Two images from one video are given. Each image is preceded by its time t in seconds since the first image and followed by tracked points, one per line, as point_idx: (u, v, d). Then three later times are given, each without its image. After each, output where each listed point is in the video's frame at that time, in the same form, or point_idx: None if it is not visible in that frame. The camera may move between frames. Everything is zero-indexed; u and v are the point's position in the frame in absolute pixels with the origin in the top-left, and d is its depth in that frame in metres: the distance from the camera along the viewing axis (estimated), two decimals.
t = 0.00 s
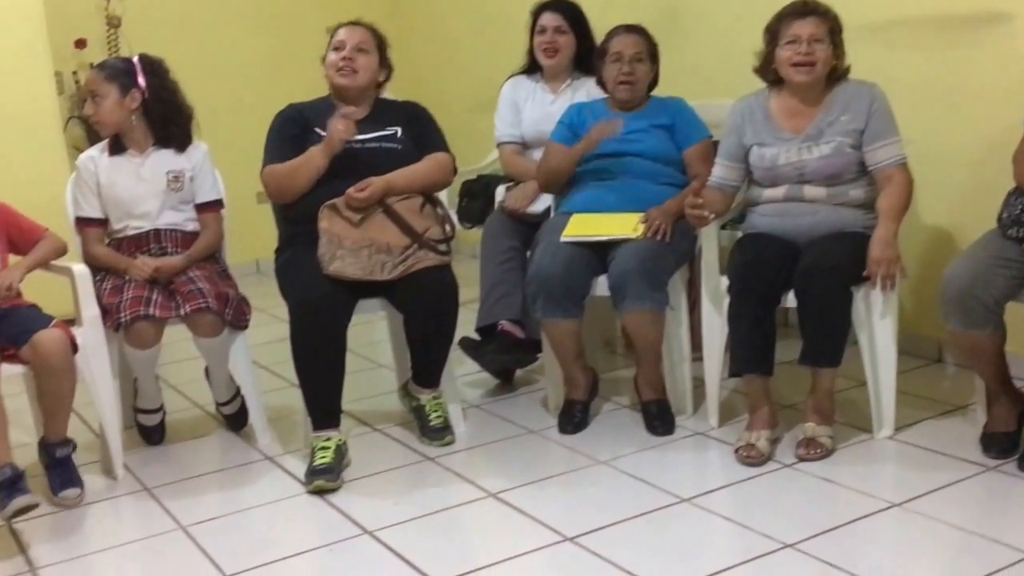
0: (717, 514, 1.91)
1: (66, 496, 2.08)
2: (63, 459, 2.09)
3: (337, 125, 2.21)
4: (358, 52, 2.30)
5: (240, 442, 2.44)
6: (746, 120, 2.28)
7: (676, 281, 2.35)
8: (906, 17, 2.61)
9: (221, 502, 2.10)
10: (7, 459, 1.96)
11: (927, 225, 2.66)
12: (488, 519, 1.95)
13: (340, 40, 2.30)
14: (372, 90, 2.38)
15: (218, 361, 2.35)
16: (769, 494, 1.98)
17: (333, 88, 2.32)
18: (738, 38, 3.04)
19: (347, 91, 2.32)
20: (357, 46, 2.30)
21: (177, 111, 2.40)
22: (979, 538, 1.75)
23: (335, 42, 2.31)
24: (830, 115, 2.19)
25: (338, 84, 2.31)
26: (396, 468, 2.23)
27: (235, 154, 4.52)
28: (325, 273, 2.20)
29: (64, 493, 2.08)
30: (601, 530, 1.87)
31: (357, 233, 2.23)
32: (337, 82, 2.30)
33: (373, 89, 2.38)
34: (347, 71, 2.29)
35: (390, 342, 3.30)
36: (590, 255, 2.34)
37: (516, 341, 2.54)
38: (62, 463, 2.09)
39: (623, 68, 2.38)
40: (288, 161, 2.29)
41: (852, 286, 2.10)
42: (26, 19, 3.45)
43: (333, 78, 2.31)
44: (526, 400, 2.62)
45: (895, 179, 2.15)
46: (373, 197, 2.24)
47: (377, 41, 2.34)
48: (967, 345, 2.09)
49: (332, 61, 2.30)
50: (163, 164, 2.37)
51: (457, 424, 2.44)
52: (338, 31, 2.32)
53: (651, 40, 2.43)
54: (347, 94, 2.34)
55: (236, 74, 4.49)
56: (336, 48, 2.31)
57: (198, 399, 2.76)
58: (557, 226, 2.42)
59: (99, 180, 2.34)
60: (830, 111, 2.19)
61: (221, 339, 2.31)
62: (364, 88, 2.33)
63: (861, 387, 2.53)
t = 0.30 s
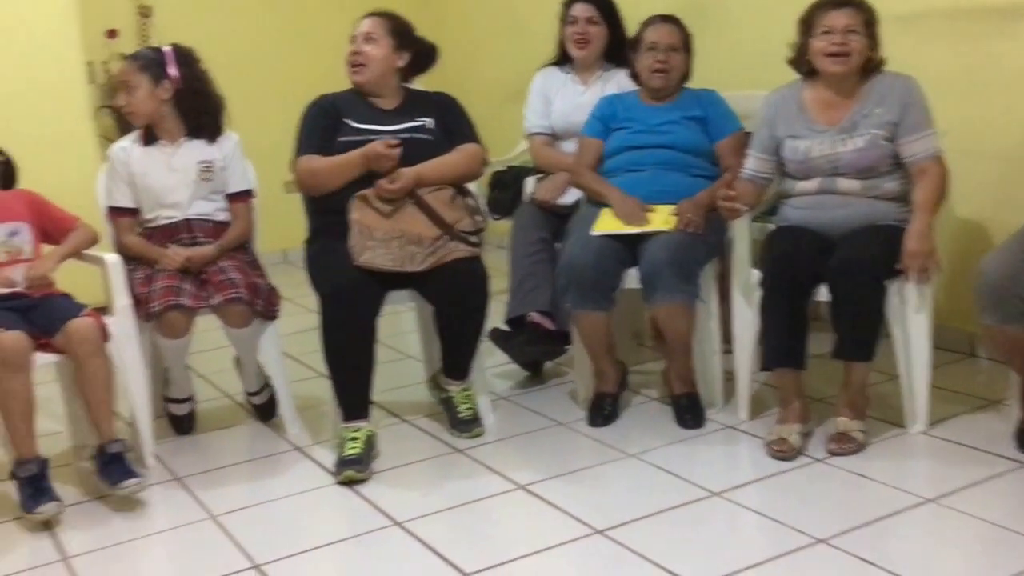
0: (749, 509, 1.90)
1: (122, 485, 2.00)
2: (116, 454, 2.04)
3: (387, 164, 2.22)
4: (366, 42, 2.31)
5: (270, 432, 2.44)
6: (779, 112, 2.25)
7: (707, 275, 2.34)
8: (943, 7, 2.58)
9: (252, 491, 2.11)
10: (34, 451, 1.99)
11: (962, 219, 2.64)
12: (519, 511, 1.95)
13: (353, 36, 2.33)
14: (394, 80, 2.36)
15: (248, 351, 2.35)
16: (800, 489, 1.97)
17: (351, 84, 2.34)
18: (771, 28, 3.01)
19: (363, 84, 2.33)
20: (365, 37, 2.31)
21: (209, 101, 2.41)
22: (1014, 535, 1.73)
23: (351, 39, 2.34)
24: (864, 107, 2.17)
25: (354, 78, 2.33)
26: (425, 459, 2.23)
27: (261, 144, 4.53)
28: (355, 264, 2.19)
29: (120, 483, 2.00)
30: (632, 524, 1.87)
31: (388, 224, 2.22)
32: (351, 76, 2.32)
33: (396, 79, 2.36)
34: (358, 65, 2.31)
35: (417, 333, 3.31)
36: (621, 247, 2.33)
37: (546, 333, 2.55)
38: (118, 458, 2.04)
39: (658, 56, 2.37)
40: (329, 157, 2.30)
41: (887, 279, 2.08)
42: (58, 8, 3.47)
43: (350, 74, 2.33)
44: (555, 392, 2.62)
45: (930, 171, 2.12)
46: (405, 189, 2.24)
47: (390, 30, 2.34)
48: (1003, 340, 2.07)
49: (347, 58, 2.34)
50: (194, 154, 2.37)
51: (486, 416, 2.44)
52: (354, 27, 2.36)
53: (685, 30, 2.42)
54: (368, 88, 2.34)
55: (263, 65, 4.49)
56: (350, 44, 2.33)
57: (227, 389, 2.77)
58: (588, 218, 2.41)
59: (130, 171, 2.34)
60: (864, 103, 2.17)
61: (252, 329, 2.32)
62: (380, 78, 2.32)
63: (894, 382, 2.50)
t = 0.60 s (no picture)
0: (775, 508, 1.88)
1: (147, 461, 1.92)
2: (148, 424, 1.94)
3: (395, 104, 2.18)
4: (384, 38, 2.31)
5: (296, 426, 2.45)
6: (809, 109, 2.23)
7: (734, 272, 2.32)
8: (978, 4, 2.55)
9: (277, 484, 2.11)
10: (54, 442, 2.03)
11: (994, 218, 2.60)
12: (544, 507, 1.94)
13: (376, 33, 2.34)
14: (417, 74, 2.34)
15: (274, 345, 2.36)
16: (827, 489, 1.95)
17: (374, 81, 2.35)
18: (803, 25, 2.99)
19: (384, 80, 2.34)
20: (383, 33, 2.31)
21: (237, 95, 2.42)
22: None
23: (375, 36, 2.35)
24: (895, 104, 2.14)
25: (375, 74, 2.34)
26: (450, 455, 2.23)
27: (287, 140, 4.55)
28: (382, 259, 2.20)
29: (142, 453, 1.90)
30: (656, 521, 1.86)
31: (414, 219, 2.23)
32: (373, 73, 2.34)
33: (418, 74, 2.34)
34: (377, 61, 2.32)
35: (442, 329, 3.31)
36: (647, 244, 2.32)
37: (573, 331, 2.54)
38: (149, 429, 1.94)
39: (686, 52, 2.36)
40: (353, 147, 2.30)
41: (917, 278, 2.06)
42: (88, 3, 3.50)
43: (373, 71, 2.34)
44: (580, 389, 2.61)
45: (961, 170, 2.10)
46: (431, 183, 2.23)
47: (409, 24, 2.32)
48: None
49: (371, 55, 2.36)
50: (221, 148, 2.38)
51: (511, 412, 2.43)
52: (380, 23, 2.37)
53: (714, 26, 2.40)
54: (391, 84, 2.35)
55: (289, 61, 4.51)
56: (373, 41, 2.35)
57: (253, 383, 2.78)
58: (614, 215, 2.41)
59: (159, 164, 2.35)
60: (895, 100, 2.15)
61: (278, 322, 2.33)
62: (400, 73, 2.32)
63: (924, 382, 2.48)
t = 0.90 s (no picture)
0: (797, 515, 1.87)
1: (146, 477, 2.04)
2: (144, 441, 2.06)
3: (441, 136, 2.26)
4: (413, 44, 2.30)
5: (316, 427, 2.45)
6: (834, 114, 2.21)
7: (757, 277, 2.31)
8: (1008, 9, 2.52)
9: (296, 485, 2.12)
10: (86, 437, 1.95)
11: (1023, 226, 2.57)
12: (563, 511, 1.93)
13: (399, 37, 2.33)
14: (444, 78, 2.36)
15: (296, 346, 2.37)
16: (849, 497, 1.93)
17: (401, 84, 2.35)
18: (830, 29, 2.97)
19: (414, 85, 2.34)
20: (412, 38, 2.30)
21: (261, 95, 2.43)
22: None
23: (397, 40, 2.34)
24: (922, 110, 2.12)
25: (404, 80, 2.33)
26: (469, 458, 2.23)
27: (311, 141, 4.57)
28: (403, 260, 2.20)
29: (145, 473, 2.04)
30: (676, 527, 1.84)
31: (436, 220, 2.23)
32: (402, 78, 2.33)
33: (445, 78, 2.36)
34: (407, 66, 2.31)
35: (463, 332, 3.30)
36: (669, 248, 2.31)
37: (595, 334, 2.54)
38: (143, 446, 2.06)
39: (711, 56, 2.35)
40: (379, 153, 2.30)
41: (943, 285, 2.03)
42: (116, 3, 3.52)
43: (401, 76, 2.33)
44: (601, 394, 2.60)
45: (989, 176, 2.08)
46: (453, 186, 2.24)
47: (434, 28, 2.32)
48: None
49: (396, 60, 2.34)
50: (245, 148, 2.39)
51: (531, 415, 2.43)
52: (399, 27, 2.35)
53: (739, 29, 2.39)
54: (419, 87, 2.35)
55: (314, 62, 4.52)
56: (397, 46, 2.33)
57: (274, 383, 2.79)
58: (637, 219, 2.40)
59: (183, 164, 2.37)
60: (923, 105, 2.12)
61: (300, 322, 2.33)
62: (430, 77, 2.32)
63: (949, 391, 2.45)
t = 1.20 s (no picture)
0: (815, 531, 1.85)
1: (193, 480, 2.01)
2: (194, 446, 2.03)
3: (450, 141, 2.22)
4: (442, 50, 2.30)
5: (332, 433, 2.46)
6: (855, 128, 2.20)
7: (776, 290, 2.30)
8: None
9: (311, 491, 2.12)
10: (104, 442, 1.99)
11: None
12: (579, 522, 1.93)
13: (424, 45, 2.32)
14: (468, 86, 2.37)
15: (313, 352, 2.37)
16: (867, 513, 1.92)
17: (432, 92, 2.35)
18: (852, 43, 2.97)
19: (445, 92, 2.34)
20: (440, 45, 2.30)
21: (283, 102, 2.44)
22: None
23: (421, 48, 2.33)
24: (944, 125, 2.11)
25: (436, 87, 2.33)
26: (485, 467, 2.23)
27: (330, 148, 4.59)
28: (422, 268, 2.20)
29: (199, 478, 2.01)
30: (692, 541, 1.83)
31: (455, 229, 2.23)
32: (433, 86, 2.33)
33: (469, 85, 2.37)
34: (440, 73, 2.31)
35: (480, 341, 3.31)
36: (688, 260, 2.31)
37: (611, 344, 2.54)
38: (194, 450, 2.03)
39: (731, 68, 2.34)
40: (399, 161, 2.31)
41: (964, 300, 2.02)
42: (140, 9, 3.55)
43: (431, 84, 2.33)
44: (617, 405, 2.60)
45: (1011, 193, 2.07)
46: (473, 195, 2.24)
47: (460, 34, 2.33)
48: None
49: (421, 67, 2.33)
50: (266, 155, 2.40)
51: (547, 425, 2.43)
52: (421, 33, 2.34)
53: (759, 41, 2.38)
54: (448, 94, 2.35)
55: (334, 70, 4.55)
56: (423, 54, 2.32)
57: (291, 389, 2.79)
58: (656, 230, 2.39)
59: (205, 170, 2.38)
60: (945, 120, 2.12)
61: (318, 329, 2.33)
62: (462, 84, 2.34)
63: (969, 408, 2.43)
